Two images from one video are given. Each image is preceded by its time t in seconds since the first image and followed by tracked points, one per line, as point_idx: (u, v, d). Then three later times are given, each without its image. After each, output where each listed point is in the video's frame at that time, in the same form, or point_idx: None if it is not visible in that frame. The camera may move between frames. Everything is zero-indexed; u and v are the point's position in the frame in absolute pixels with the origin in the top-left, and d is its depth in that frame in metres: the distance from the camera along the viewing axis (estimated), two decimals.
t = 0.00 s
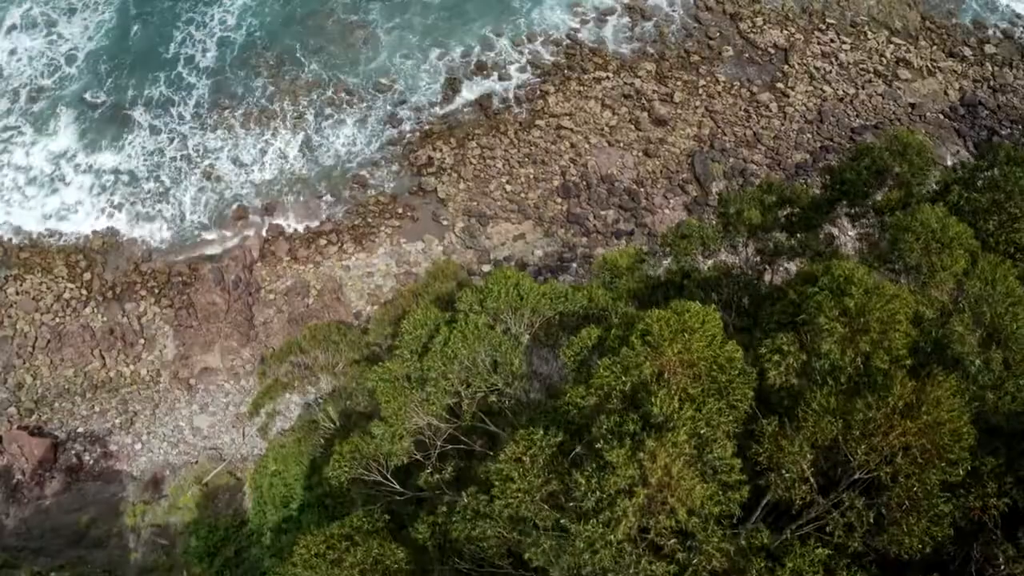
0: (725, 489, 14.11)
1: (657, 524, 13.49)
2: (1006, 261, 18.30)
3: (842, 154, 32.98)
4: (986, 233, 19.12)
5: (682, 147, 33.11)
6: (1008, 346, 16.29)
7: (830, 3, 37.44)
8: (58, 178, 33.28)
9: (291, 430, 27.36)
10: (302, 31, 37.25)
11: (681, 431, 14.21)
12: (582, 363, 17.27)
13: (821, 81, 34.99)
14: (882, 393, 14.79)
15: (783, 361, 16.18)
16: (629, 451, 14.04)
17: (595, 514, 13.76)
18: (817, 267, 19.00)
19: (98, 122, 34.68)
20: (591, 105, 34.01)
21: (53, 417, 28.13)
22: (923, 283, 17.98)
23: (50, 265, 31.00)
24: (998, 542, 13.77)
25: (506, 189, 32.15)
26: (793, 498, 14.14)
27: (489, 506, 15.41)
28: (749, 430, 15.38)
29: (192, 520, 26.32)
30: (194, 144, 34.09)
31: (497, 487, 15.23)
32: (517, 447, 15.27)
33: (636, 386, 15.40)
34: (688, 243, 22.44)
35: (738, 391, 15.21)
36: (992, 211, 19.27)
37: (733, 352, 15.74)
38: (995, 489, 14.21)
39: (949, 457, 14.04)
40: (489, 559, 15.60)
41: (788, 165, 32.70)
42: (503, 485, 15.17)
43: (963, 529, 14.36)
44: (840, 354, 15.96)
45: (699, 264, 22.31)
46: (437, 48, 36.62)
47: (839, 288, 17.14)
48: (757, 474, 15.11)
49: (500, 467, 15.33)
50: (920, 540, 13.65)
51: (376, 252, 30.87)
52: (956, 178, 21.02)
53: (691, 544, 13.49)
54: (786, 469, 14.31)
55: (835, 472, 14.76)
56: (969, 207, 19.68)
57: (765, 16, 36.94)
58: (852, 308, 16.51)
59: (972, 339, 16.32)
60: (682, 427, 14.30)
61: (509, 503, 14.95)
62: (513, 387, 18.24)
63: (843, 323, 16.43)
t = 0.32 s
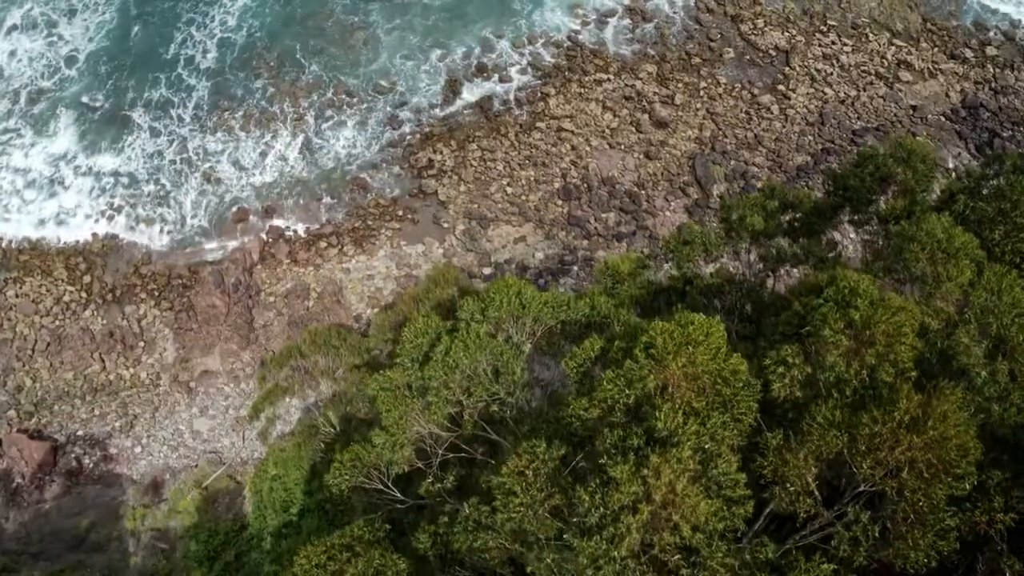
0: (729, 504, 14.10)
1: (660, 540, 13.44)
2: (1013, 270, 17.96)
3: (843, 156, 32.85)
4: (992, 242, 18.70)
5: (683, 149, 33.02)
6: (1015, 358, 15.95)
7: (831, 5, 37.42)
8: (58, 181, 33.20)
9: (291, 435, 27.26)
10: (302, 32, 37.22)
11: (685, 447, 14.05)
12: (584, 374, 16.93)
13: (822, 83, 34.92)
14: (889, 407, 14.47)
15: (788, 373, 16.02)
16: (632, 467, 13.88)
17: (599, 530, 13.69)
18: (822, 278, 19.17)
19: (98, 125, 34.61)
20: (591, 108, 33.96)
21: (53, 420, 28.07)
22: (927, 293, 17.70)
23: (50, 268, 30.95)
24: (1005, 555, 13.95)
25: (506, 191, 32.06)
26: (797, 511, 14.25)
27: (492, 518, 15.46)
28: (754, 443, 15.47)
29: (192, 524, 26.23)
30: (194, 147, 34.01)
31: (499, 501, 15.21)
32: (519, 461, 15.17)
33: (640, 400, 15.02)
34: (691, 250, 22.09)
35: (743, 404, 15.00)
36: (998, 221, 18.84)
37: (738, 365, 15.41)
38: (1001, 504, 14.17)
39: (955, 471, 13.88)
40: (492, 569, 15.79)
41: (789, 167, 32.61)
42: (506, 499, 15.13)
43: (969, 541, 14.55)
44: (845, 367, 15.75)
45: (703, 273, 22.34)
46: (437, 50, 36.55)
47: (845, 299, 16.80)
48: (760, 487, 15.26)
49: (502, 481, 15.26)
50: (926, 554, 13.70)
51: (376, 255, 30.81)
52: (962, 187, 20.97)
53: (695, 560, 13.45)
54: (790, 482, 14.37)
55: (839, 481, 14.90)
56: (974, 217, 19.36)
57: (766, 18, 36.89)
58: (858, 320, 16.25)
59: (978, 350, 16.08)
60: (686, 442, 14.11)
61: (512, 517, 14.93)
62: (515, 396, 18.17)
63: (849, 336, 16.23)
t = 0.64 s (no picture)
0: (734, 524, 14.07)
1: (665, 561, 13.42)
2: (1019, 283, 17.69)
3: (844, 159, 32.76)
4: (998, 255, 18.51)
5: (683, 152, 32.93)
6: (1020, 372, 16.03)
7: (832, 7, 37.37)
8: (57, 184, 33.11)
9: (291, 440, 27.15)
10: (302, 33, 37.16)
11: (690, 466, 13.97)
12: (586, 389, 16.73)
13: (823, 86, 34.84)
14: (894, 425, 14.45)
15: (793, 390, 15.89)
16: (636, 487, 13.83)
17: (603, 550, 13.67)
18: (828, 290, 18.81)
19: (98, 127, 34.52)
20: (592, 110, 33.89)
21: (53, 424, 27.99)
22: (933, 306, 17.37)
23: (49, 271, 30.86)
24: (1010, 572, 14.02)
25: (507, 194, 31.97)
26: (802, 528, 14.21)
27: (493, 532, 15.36)
28: (758, 459, 15.44)
29: (192, 529, 26.17)
30: (194, 150, 33.93)
31: (501, 518, 15.22)
32: (521, 478, 15.23)
33: (643, 416, 14.94)
34: (693, 258, 22.41)
35: (747, 420, 14.95)
36: (1004, 232, 18.73)
37: (743, 381, 15.34)
38: (1008, 521, 14.10)
39: (962, 489, 13.89)
40: None
41: (790, 170, 32.55)
42: (508, 516, 15.16)
43: (975, 559, 14.44)
44: (851, 384, 15.65)
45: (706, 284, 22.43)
46: (438, 52, 36.48)
47: (850, 314, 16.62)
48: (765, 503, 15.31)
49: (505, 498, 15.24)
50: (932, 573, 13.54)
51: (376, 258, 30.74)
52: (967, 200, 20.83)
53: None
54: (795, 499, 14.33)
55: (844, 495, 14.85)
56: (980, 229, 19.24)
57: (766, 20, 36.83)
58: (864, 336, 16.06)
59: (984, 365, 16.04)
60: (691, 462, 14.04)
61: (515, 535, 14.95)
62: (517, 408, 18.12)
63: (855, 352, 16.04)
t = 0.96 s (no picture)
0: (739, 545, 13.98)
1: None
2: None
3: (846, 162, 32.70)
4: (1006, 268, 18.37)
5: (684, 155, 32.82)
6: None
7: (834, 9, 37.30)
8: (56, 187, 33.02)
9: (291, 445, 27.03)
10: (302, 35, 37.05)
11: (694, 489, 13.88)
12: (589, 406, 16.60)
13: (825, 89, 34.75)
14: (900, 446, 14.25)
15: (798, 407, 15.86)
16: (639, 511, 13.68)
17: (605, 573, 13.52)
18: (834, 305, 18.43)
19: (97, 130, 34.42)
20: (592, 113, 33.79)
21: (51, 428, 27.91)
22: (940, 321, 17.21)
23: (48, 274, 30.78)
24: None
25: (507, 198, 31.86)
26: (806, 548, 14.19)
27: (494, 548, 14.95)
28: (763, 477, 15.39)
29: (192, 534, 26.08)
30: (193, 153, 33.83)
31: (502, 538, 14.92)
32: (522, 498, 15.06)
33: (647, 435, 14.92)
34: (696, 266, 22.98)
35: (752, 439, 14.83)
36: (1012, 246, 18.63)
37: (747, 399, 15.18)
38: (1017, 542, 13.84)
39: (970, 511, 13.65)
40: None
41: (792, 173, 32.43)
42: (508, 536, 14.87)
43: None
44: (857, 402, 15.49)
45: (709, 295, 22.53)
46: (438, 54, 36.40)
47: (856, 331, 16.46)
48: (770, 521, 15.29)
49: (505, 517, 15.05)
50: None
51: (376, 262, 30.63)
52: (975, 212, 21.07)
53: None
54: (800, 519, 14.29)
55: (848, 512, 15.04)
56: (987, 242, 19.24)
57: (767, 23, 36.73)
58: (870, 354, 15.91)
59: (992, 382, 15.86)
60: (695, 484, 13.98)
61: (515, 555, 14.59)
62: (518, 422, 17.79)
63: (861, 370, 15.86)
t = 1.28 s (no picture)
0: (746, 571, 13.54)
1: None
2: None
3: (847, 165, 32.57)
4: (1014, 285, 18.34)
5: (685, 158, 32.67)
6: None
7: (835, 12, 37.18)
8: (55, 190, 32.90)
9: (290, 452, 26.93)
10: (302, 37, 36.91)
11: (700, 514, 13.63)
12: (591, 425, 16.41)
13: (826, 92, 34.64)
14: (908, 469, 14.12)
15: (803, 426, 15.72)
16: (644, 537, 13.47)
17: None
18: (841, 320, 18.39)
19: (96, 133, 34.29)
20: (593, 116, 33.64)
21: (49, 433, 27.81)
22: (947, 337, 17.11)
23: (47, 278, 30.66)
24: None
25: (507, 201, 31.74)
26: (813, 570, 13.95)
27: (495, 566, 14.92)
28: (768, 498, 15.14)
29: (190, 540, 25.92)
30: (193, 156, 33.71)
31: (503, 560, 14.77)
32: (524, 519, 14.97)
33: (651, 456, 14.81)
34: (698, 277, 22.44)
35: (757, 460, 14.73)
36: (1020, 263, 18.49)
37: (752, 419, 15.15)
38: None
39: (980, 533, 13.46)
40: None
41: (793, 177, 32.29)
42: (510, 558, 14.74)
43: None
44: (864, 422, 15.36)
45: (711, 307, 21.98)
46: (439, 56, 36.27)
47: (863, 349, 16.40)
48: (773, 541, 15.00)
49: (505, 539, 14.98)
50: None
51: (376, 266, 30.53)
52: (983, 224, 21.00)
53: None
54: (806, 541, 14.07)
55: (853, 531, 14.73)
56: (996, 257, 19.11)
57: (769, 25, 36.60)
58: (878, 373, 15.76)
59: (1001, 400, 15.43)
60: (700, 509, 13.74)
61: None
62: (519, 438, 17.69)
63: (868, 389, 15.75)
